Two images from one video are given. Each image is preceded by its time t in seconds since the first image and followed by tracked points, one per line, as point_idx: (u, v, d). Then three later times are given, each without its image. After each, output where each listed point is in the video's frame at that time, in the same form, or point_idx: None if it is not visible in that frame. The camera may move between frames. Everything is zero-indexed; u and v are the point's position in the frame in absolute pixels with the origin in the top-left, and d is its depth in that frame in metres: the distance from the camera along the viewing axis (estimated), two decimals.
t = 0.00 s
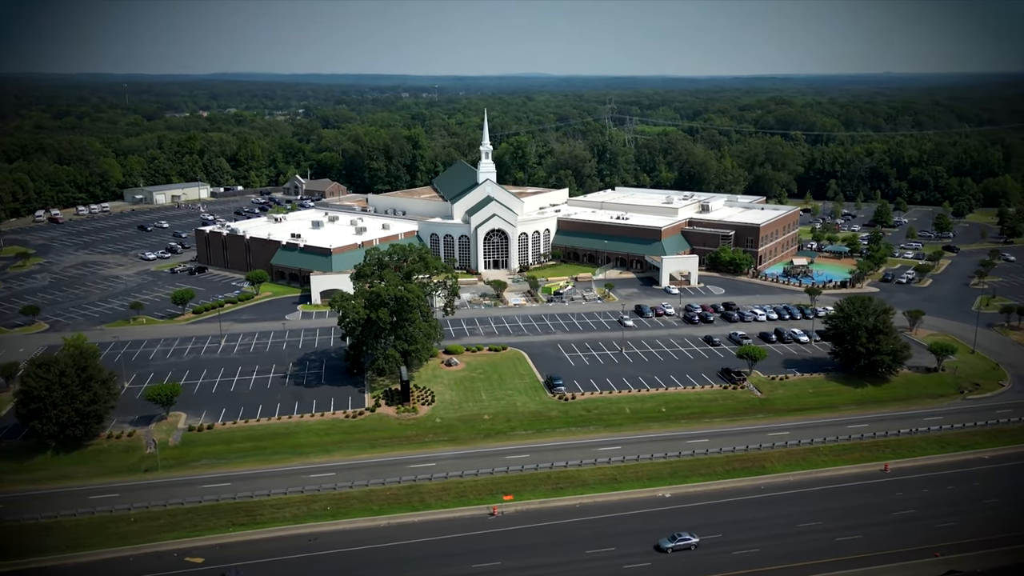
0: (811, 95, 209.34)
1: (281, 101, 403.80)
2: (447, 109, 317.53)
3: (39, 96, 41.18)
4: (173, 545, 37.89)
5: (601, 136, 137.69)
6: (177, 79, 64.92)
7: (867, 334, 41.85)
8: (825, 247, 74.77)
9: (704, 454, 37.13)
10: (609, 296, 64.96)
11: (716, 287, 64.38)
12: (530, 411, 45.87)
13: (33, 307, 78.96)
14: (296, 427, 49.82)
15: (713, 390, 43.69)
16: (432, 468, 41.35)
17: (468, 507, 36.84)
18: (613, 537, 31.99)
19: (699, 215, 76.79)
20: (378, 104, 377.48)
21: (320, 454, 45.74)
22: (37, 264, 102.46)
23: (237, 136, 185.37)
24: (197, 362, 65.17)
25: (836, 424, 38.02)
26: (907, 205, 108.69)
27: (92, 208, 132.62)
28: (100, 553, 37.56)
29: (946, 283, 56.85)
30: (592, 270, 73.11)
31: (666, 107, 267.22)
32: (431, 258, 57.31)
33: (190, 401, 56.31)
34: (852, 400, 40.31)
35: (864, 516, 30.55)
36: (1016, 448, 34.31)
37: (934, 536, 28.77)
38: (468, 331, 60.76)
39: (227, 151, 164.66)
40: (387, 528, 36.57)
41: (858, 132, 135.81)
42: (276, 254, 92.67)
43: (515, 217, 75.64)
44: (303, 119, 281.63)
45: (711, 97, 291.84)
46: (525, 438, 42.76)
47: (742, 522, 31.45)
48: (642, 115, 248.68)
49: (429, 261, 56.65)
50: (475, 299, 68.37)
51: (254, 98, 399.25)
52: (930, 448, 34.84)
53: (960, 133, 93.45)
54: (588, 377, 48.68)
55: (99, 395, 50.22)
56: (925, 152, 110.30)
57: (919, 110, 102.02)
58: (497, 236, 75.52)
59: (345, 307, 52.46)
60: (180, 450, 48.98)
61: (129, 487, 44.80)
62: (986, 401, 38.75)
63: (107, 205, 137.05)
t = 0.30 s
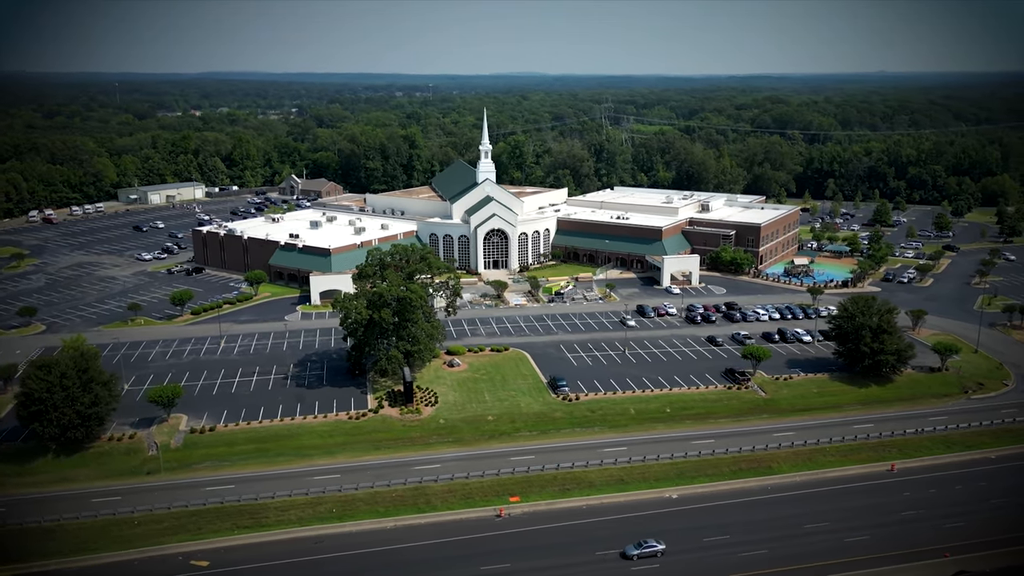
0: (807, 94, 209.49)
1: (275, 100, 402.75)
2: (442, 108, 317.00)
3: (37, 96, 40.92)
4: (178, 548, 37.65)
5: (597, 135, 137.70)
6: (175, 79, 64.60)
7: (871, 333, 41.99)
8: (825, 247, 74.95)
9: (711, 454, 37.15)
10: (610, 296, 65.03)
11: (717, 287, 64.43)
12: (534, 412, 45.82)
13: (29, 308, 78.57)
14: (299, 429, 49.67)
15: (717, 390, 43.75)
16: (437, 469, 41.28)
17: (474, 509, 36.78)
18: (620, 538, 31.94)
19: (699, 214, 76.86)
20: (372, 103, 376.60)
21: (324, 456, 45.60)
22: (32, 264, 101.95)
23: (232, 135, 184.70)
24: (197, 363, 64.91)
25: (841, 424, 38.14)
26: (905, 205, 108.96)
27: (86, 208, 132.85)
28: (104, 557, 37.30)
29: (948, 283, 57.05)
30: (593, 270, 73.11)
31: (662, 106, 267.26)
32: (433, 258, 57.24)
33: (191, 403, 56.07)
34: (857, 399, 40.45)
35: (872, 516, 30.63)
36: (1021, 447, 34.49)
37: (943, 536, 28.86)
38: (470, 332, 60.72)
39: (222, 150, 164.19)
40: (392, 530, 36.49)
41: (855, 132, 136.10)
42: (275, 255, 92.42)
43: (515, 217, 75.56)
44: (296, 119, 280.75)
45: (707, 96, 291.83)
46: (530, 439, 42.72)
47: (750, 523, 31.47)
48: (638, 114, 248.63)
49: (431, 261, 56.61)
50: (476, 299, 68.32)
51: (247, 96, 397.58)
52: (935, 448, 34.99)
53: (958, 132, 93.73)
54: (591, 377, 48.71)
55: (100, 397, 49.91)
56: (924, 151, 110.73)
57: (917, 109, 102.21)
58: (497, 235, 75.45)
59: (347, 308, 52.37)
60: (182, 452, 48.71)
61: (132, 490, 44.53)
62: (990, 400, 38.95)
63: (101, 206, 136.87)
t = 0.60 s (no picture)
0: (802, 94, 209.78)
1: (267, 99, 400.97)
2: (436, 108, 316.54)
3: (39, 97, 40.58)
4: (183, 551, 37.47)
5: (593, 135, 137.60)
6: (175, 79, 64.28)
7: (876, 333, 42.12)
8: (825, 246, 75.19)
9: (718, 455, 37.16)
10: (611, 296, 65.07)
11: (718, 287, 64.52)
12: (539, 413, 45.79)
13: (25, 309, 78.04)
14: (302, 431, 49.51)
15: (722, 390, 43.84)
16: (442, 471, 41.19)
17: (482, 511, 36.71)
18: (630, 539, 31.94)
19: (699, 214, 76.97)
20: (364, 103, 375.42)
21: (328, 457, 45.44)
22: (26, 265, 101.24)
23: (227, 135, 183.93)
24: (197, 364, 64.66)
25: (847, 424, 38.23)
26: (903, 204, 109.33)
27: (80, 208, 131.72)
28: (109, 560, 37.11)
29: (950, 283, 57.37)
30: (594, 270, 73.14)
31: (656, 105, 267.39)
32: (435, 258, 57.13)
33: (192, 405, 55.79)
34: (862, 399, 40.59)
35: (881, 516, 30.74)
36: None
37: (953, 536, 29.01)
38: (472, 332, 60.66)
39: (217, 150, 163.44)
40: (400, 532, 36.39)
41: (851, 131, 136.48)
42: (273, 255, 92.13)
43: (515, 217, 75.51)
44: (289, 118, 279.77)
45: (702, 95, 292.35)
46: (535, 440, 42.70)
47: (760, 523, 31.52)
48: (634, 114, 248.77)
49: (433, 261, 56.48)
50: (477, 299, 68.32)
51: (239, 95, 395.61)
52: (942, 448, 35.16)
53: (956, 132, 94.19)
54: (595, 378, 48.72)
55: (102, 399, 49.59)
56: (921, 151, 111.22)
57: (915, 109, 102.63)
58: (497, 235, 75.37)
59: (349, 308, 52.23)
60: (185, 454, 48.42)
61: (135, 492, 44.21)
62: (994, 400, 39.20)
63: (95, 206, 136.12)
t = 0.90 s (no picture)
0: (799, 93, 210.29)
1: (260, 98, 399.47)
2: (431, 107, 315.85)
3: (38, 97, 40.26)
4: (188, 554, 37.28)
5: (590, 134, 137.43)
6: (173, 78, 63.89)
7: (880, 332, 42.24)
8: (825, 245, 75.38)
9: (724, 456, 37.18)
10: (613, 296, 65.12)
11: (720, 287, 64.58)
12: (543, 414, 45.74)
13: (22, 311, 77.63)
14: (304, 432, 49.38)
15: (727, 390, 43.91)
16: (447, 472, 41.12)
17: (488, 513, 36.64)
18: (638, 540, 31.92)
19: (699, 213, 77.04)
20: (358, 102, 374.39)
21: (332, 459, 45.29)
22: (21, 266, 100.67)
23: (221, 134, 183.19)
24: (197, 366, 64.41)
25: (852, 424, 38.33)
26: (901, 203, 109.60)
27: (74, 208, 131.09)
28: (113, 564, 36.93)
29: (951, 283, 57.57)
30: (595, 270, 73.17)
31: (652, 104, 267.34)
32: (437, 257, 57.01)
33: (194, 407, 55.57)
34: (866, 399, 40.74)
35: (889, 516, 30.83)
36: None
37: (961, 536, 29.13)
38: (474, 332, 60.58)
39: (211, 149, 162.78)
40: (406, 534, 36.31)
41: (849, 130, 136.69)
42: (271, 255, 91.83)
43: (515, 216, 75.43)
44: (284, 117, 278.85)
45: (697, 95, 292.61)
46: (539, 441, 42.69)
47: (767, 524, 31.55)
48: (630, 113, 248.71)
49: (435, 261, 56.34)
50: (479, 300, 68.22)
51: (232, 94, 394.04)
52: (948, 448, 35.29)
53: (954, 131, 94.56)
54: (599, 378, 48.75)
55: (103, 401, 49.29)
56: (919, 150, 111.59)
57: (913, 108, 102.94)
58: (496, 235, 75.27)
59: (352, 309, 52.10)
60: (188, 457, 48.17)
61: (138, 495, 43.97)
62: (999, 400, 39.35)
63: (89, 206, 135.42)
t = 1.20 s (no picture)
0: (795, 92, 210.71)
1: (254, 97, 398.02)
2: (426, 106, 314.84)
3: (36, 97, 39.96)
4: (192, 557, 37.11)
5: (587, 133, 137.40)
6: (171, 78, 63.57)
7: (884, 332, 42.40)
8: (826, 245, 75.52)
9: (730, 456, 37.21)
10: (614, 296, 65.15)
11: (722, 287, 64.65)
12: (547, 414, 45.72)
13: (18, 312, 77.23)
14: (307, 434, 49.23)
15: (731, 390, 43.99)
16: (452, 474, 41.06)
17: (495, 515, 36.59)
18: (646, 542, 31.92)
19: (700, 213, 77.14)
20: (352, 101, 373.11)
21: (337, 461, 45.16)
22: (17, 267, 100.17)
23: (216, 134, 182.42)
24: (196, 367, 64.15)
25: (858, 424, 38.44)
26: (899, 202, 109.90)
27: (68, 208, 130.68)
28: (116, 567, 36.73)
29: (953, 282, 57.77)
30: (595, 270, 73.18)
31: (649, 103, 267.19)
32: (439, 258, 56.94)
33: (195, 408, 55.34)
34: (871, 398, 40.88)
35: (898, 516, 30.92)
36: None
37: (970, 536, 29.24)
38: (476, 333, 60.51)
39: (206, 149, 162.16)
40: (413, 537, 36.23)
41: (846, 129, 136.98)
42: (269, 256, 91.54)
43: (515, 216, 75.36)
44: (279, 116, 277.75)
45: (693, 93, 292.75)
46: (544, 441, 42.67)
47: (776, 525, 31.60)
48: (626, 112, 248.59)
49: (437, 261, 56.23)
50: (480, 300, 68.21)
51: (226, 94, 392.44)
52: (955, 448, 35.42)
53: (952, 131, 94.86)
54: (603, 378, 48.77)
55: (105, 403, 48.99)
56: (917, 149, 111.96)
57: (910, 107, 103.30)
58: (497, 235, 75.20)
59: (354, 310, 51.99)
60: (191, 459, 47.96)
61: (142, 497, 43.76)
62: (1004, 399, 39.50)
63: (84, 206, 134.89)
